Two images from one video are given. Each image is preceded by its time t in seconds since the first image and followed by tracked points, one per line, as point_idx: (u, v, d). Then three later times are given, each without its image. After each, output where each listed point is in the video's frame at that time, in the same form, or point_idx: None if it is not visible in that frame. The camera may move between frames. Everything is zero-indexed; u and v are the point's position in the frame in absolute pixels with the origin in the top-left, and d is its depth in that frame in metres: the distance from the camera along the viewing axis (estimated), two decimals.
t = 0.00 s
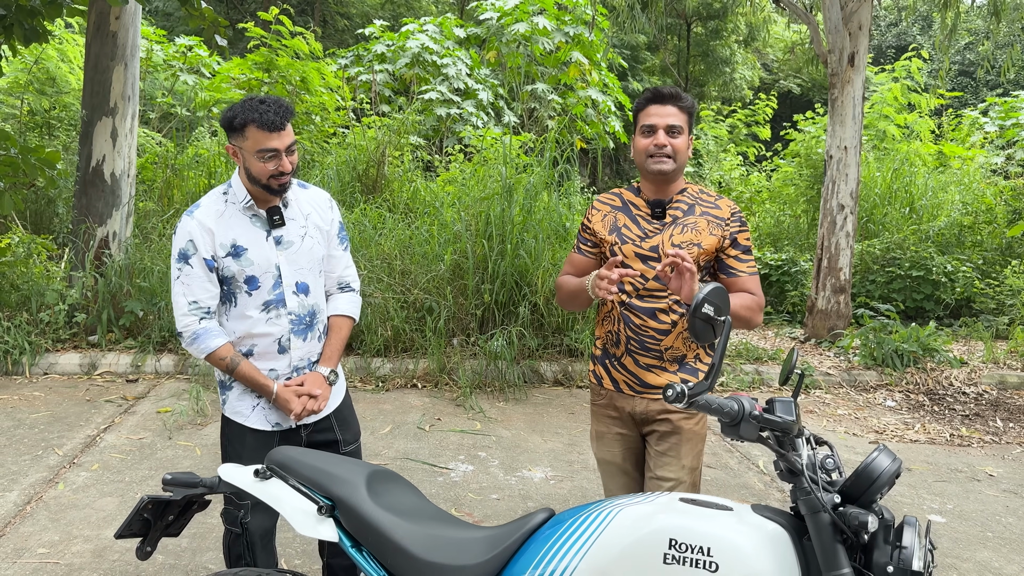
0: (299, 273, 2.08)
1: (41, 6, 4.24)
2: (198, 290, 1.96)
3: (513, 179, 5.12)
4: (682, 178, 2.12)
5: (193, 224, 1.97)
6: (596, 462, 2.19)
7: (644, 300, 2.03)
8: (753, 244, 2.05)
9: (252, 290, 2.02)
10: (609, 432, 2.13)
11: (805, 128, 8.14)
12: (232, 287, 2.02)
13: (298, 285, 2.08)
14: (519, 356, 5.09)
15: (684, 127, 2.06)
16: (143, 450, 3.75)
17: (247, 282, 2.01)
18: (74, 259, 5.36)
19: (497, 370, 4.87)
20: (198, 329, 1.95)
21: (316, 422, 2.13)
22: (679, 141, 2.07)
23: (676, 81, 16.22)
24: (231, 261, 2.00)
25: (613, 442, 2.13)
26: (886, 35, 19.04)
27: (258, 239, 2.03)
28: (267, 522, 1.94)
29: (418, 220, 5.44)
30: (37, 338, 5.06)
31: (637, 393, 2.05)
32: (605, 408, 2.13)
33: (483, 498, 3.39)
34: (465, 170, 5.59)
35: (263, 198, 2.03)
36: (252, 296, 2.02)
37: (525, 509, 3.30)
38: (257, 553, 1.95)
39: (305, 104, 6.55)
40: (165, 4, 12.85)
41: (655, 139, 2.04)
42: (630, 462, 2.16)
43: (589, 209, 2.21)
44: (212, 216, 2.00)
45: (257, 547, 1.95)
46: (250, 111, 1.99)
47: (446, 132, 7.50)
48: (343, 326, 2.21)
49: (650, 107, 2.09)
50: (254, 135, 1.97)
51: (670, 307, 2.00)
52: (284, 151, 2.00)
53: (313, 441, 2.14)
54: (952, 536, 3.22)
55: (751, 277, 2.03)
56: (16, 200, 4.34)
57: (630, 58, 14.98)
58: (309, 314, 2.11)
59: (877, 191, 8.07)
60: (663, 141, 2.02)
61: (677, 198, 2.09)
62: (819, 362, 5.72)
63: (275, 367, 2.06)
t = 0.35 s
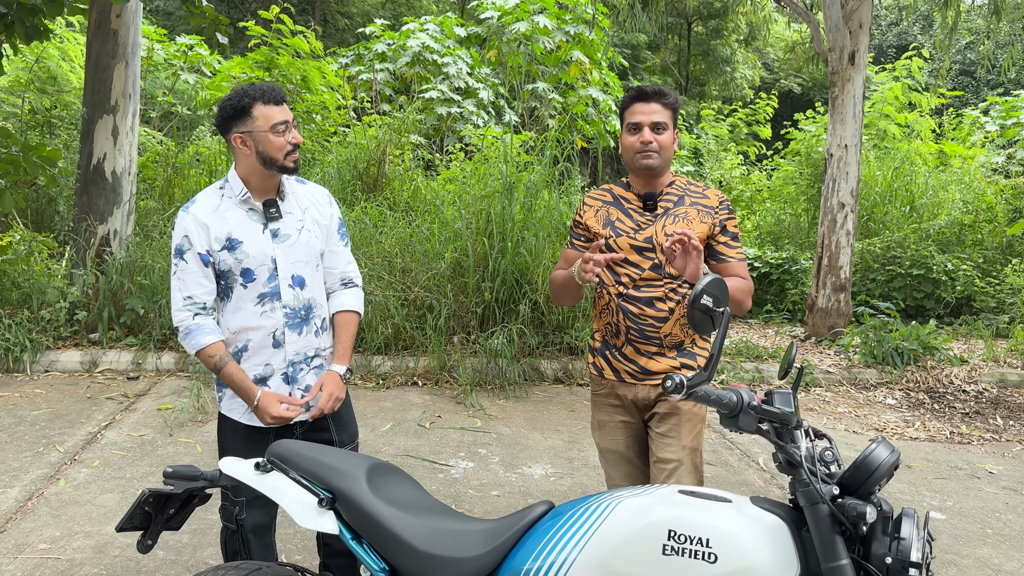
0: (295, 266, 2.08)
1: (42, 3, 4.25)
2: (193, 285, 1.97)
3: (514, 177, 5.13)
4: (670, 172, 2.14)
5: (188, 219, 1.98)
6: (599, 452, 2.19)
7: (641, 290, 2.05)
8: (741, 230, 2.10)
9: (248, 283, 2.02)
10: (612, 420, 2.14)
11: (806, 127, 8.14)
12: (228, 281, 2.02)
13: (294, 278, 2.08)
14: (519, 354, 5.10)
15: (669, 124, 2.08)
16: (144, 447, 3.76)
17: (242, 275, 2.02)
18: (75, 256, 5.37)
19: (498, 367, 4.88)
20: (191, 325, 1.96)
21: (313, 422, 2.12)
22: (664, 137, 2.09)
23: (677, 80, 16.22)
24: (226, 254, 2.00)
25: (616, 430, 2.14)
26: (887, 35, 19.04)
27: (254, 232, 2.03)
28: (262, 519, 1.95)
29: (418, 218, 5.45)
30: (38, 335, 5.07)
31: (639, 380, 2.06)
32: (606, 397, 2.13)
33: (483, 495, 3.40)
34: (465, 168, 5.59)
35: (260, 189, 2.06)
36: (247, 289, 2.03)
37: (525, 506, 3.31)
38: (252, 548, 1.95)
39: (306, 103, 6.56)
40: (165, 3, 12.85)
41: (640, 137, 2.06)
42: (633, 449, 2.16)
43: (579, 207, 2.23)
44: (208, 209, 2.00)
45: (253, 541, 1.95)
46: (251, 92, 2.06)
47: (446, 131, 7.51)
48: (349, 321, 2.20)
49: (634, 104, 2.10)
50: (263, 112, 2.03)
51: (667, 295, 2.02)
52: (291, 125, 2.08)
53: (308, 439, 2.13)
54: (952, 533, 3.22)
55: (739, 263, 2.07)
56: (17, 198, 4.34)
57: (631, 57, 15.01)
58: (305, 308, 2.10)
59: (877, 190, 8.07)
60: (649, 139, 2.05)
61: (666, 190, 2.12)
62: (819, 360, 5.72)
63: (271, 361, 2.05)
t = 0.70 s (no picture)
0: (295, 263, 2.08)
1: (41, 2, 4.25)
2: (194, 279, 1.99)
3: (514, 176, 5.13)
4: (680, 171, 2.16)
5: (189, 214, 2.00)
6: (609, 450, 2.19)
7: (655, 288, 2.05)
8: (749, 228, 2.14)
9: (247, 278, 2.03)
10: (624, 417, 2.14)
11: (806, 126, 8.15)
12: (227, 276, 2.03)
13: (294, 275, 2.08)
14: (519, 353, 5.11)
15: (676, 126, 2.10)
16: (144, 445, 3.76)
17: (241, 271, 2.02)
18: (75, 255, 5.37)
19: (498, 366, 4.88)
20: (166, 318, 2.01)
21: (314, 419, 2.11)
22: (673, 139, 2.11)
23: (677, 79, 16.22)
24: (225, 249, 2.01)
25: (628, 428, 2.14)
26: (887, 34, 19.04)
27: (255, 228, 2.04)
28: (261, 517, 1.95)
29: (418, 217, 5.45)
30: (38, 334, 5.07)
31: (655, 377, 2.06)
32: (620, 394, 2.13)
33: (483, 494, 3.40)
34: (466, 168, 5.60)
35: (262, 185, 2.06)
36: (246, 285, 2.03)
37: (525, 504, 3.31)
38: (252, 545, 1.95)
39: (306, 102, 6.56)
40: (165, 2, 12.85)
41: (649, 141, 2.09)
42: (644, 448, 2.16)
43: (589, 205, 2.21)
44: (209, 205, 2.02)
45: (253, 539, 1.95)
46: (241, 88, 2.07)
47: (447, 130, 7.51)
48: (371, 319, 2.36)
49: (641, 107, 2.13)
50: (247, 108, 2.04)
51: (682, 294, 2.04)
52: (277, 121, 2.05)
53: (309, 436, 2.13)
54: (953, 531, 3.22)
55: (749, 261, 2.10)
56: (18, 197, 4.34)
57: (631, 57, 15.01)
58: (304, 306, 2.09)
59: (877, 189, 8.07)
60: (656, 143, 2.07)
61: (678, 188, 2.14)
62: (819, 359, 5.72)
63: (269, 358, 2.05)
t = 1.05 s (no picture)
0: (292, 262, 2.08)
1: (40, 1, 4.26)
2: (192, 276, 2.01)
3: (513, 176, 5.14)
4: (729, 173, 2.13)
5: (190, 212, 2.01)
6: (632, 452, 2.19)
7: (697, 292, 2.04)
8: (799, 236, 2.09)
9: (245, 276, 2.04)
10: (652, 421, 2.14)
11: (804, 126, 8.17)
12: (227, 273, 2.04)
13: (291, 273, 2.08)
14: (518, 352, 5.12)
15: (727, 126, 2.06)
16: (143, 445, 3.76)
17: (239, 268, 2.03)
18: (74, 255, 5.36)
19: (497, 366, 4.89)
20: (179, 318, 2.01)
21: (311, 417, 2.11)
22: (722, 140, 2.07)
23: (675, 79, 16.26)
24: (224, 246, 2.02)
25: (655, 431, 2.14)
26: (885, 34, 19.09)
27: (254, 226, 2.04)
28: (258, 514, 1.96)
29: (417, 216, 5.45)
30: (37, 333, 5.06)
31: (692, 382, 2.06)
32: (650, 398, 2.13)
33: (483, 493, 3.41)
34: (465, 167, 5.60)
35: (262, 183, 2.06)
36: (244, 282, 2.04)
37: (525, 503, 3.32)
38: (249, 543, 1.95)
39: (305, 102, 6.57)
40: (164, 2, 12.86)
41: (697, 141, 2.06)
42: (670, 454, 2.16)
43: (634, 201, 2.23)
44: (209, 203, 2.03)
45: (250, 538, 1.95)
46: (239, 86, 2.06)
47: (445, 130, 7.52)
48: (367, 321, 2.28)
49: (692, 106, 2.10)
50: (245, 107, 2.03)
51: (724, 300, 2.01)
52: (274, 120, 2.05)
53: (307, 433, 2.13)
54: (951, 530, 3.23)
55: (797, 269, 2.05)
56: (16, 197, 4.34)
57: (629, 56, 15.02)
58: (301, 304, 2.09)
59: (876, 189, 8.07)
60: (705, 142, 2.04)
61: (727, 192, 2.11)
62: (818, 358, 5.72)
63: (265, 355, 2.06)
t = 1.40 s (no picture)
0: (295, 260, 2.13)
1: (36, 2, 4.28)
2: (201, 271, 2.07)
3: (508, 176, 5.17)
4: (778, 173, 2.13)
5: (199, 210, 2.08)
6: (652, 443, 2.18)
7: (730, 288, 2.05)
8: (841, 242, 2.04)
9: (249, 273, 2.09)
10: (674, 416, 2.13)
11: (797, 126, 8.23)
12: (232, 270, 2.10)
13: (294, 271, 2.13)
14: (514, 351, 5.14)
15: (763, 128, 2.07)
16: (140, 443, 3.78)
17: (243, 265, 2.09)
18: (70, 255, 5.37)
19: (492, 364, 4.93)
20: (199, 307, 2.04)
21: (309, 413, 2.14)
22: (760, 141, 2.08)
23: (670, 80, 16.33)
24: (230, 244, 2.08)
25: (676, 426, 2.12)
26: (879, 35, 19.18)
27: (259, 225, 2.10)
28: (257, 507, 1.98)
29: (413, 216, 5.48)
30: (34, 333, 5.08)
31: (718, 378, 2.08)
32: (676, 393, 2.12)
33: (478, 490, 3.44)
34: (460, 167, 5.63)
35: (269, 184, 2.12)
36: (248, 279, 2.09)
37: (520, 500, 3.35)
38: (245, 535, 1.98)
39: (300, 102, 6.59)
40: (159, 2, 12.88)
41: (729, 143, 2.11)
42: (691, 446, 2.14)
43: (691, 187, 2.32)
44: (218, 202, 2.10)
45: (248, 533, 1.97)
46: (245, 91, 2.11)
47: (441, 130, 7.56)
48: (350, 317, 2.21)
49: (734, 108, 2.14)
50: (248, 110, 2.08)
51: (757, 300, 2.02)
52: (277, 123, 2.09)
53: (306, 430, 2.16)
54: (941, 525, 3.27)
55: (830, 272, 1.98)
56: (13, 196, 4.37)
57: (624, 57, 15.08)
58: (303, 301, 2.14)
59: (869, 188, 8.11)
60: (735, 145, 2.08)
61: (774, 194, 2.12)
62: (811, 357, 5.76)
63: (266, 350, 2.11)
